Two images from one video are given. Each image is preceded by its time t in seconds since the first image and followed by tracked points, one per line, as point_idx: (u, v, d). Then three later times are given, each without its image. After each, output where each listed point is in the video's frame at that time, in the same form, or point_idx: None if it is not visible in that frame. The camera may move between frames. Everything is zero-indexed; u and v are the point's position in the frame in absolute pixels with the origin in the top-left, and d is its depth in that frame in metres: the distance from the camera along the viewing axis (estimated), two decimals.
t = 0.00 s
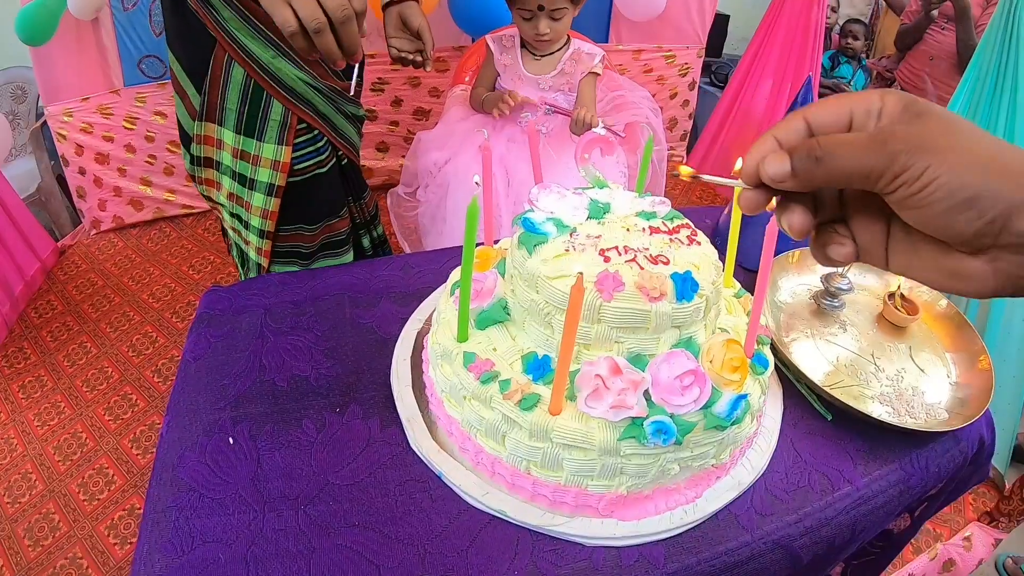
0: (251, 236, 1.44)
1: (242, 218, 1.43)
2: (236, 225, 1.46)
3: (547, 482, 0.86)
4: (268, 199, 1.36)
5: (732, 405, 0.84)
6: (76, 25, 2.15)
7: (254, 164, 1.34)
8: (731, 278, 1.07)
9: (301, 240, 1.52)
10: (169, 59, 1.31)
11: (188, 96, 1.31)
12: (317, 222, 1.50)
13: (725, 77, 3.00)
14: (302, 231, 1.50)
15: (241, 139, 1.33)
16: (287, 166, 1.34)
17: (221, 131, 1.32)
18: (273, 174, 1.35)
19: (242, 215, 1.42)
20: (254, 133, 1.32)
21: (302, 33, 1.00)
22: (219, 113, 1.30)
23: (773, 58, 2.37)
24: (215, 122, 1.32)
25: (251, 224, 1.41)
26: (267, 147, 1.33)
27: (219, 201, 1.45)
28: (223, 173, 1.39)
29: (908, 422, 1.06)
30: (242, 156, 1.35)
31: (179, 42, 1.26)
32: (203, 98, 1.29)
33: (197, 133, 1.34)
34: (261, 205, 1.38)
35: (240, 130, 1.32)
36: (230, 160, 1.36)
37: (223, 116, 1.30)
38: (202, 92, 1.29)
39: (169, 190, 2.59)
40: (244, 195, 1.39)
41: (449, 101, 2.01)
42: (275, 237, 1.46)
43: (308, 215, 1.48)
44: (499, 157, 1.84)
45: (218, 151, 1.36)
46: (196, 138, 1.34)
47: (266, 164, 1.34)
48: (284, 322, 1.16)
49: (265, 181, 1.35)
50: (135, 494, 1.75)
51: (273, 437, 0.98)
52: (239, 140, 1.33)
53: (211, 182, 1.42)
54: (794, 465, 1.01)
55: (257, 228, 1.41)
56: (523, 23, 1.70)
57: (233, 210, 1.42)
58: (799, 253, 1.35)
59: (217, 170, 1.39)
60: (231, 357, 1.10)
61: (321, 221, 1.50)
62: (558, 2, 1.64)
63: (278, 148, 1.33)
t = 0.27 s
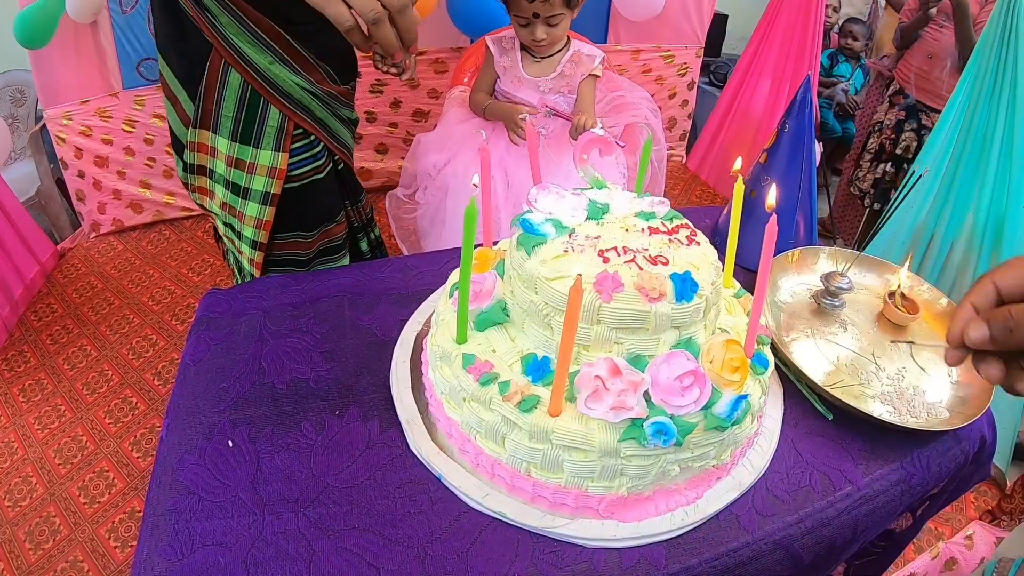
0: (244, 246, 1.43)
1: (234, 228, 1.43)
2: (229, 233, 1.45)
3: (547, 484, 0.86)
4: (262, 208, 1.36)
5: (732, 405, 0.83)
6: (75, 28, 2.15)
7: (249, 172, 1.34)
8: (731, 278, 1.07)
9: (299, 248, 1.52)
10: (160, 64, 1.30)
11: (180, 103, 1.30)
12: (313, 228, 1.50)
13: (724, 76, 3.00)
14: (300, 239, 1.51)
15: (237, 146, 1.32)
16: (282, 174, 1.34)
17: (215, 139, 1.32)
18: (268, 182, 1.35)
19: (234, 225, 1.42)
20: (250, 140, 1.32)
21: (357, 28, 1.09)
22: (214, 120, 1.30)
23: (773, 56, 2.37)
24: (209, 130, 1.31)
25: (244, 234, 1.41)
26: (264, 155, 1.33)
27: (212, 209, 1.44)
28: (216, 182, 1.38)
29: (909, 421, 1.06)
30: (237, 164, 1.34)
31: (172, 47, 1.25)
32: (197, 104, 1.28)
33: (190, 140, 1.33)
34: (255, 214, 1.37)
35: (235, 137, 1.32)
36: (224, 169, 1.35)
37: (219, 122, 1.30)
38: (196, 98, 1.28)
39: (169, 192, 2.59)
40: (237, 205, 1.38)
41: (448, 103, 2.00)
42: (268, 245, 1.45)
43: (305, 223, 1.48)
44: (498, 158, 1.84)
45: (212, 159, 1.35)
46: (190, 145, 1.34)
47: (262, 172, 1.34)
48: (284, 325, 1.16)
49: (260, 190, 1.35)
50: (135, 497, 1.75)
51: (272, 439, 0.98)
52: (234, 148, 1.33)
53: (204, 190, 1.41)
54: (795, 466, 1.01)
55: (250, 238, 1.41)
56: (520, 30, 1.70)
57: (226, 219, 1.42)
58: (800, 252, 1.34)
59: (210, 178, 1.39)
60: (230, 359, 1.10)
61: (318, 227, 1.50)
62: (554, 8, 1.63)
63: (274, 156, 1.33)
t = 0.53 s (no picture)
0: (246, 251, 1.43)
1: (236, 232, 1.42)
2: (230, 238, 1.44)
3: (550, 490, 0.86)
4: (265, 212, 1.36)
5: (734, 412, 0.84)
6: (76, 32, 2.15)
7: (251, 177, 1.34)
8: (733, 283, 1.07)
9: (302, 251, 1.52)
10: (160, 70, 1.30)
11: (179, 109, 1.31)
12: (316, 232, 1.51)
13: (725, 78, 3.00)
14: (303, 243, 1.51)
15: (238, 151, 1.32)
16: (285, 178, 1.34)
17: (216, 144, 1.32)
18: (271, 186, 1.35)
19: (236, 230, 1.42)
20: (252, 145, 1.32)
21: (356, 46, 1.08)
22: (215, 125, 1.30)
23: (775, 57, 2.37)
24: (210, 135, 1.31)
25: (247, 239, 1.41)
26: (266, 159, 1.33)
27: (213, 215, 1.44)
28: (218, 187, 1.38)
29: (911, 425, 1.06)
30: (240, 169, 1.34)
31: (172, 54, 1.25)
32: (198, 110, 1.28)
33: (191, 146, 1.33)
34: (258, 218, 1.37)
35: (237, 142, 1.32)
36: (226, 174, 1.35)
37: (220, 128, 1.30)
38: (197, 105, 1.29)
39: (171, 196, 2.59)
40: (239, 209, 1.38)
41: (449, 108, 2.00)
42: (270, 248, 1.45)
43: (307, 227, 1.48)
44: (500, 162, 1.84)
45: (213, 164, 1.35)
46: (191, 151, 1.33)
47: (264, 177, 1.34)
48: (285, 330, 1.16)
49: (262, 195, 1.35)
50: (138, 501, 1.75)
51: (275, 445, 0.98)
52: (236, 153, 1.33)
53: (205, 196, 1.41)
54: (797, 471, 1.01)
55: (253, 242, 1.41)
56: (517, 34, 1.70)
57: (228, 224, 1.41)
58: (801, 256, 1.34)
59: (211, 184, 1.39)
60: (233, 365, 1.10)
61: (320, 230, 1.50)
62: (550, 11, 1.63)
63: (276, 160, 1.33)
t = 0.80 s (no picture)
0: (251, 254, 1.43)
1: (241, 236, 1.42)
2: (235, 243, 1.44)
3: (554, 498, 0.86)
4: (270, 213, 1.36)
5: (738, 419, 0.83)
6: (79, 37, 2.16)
7: (256, 179, 1.34)
8: (736, 288, 1.07)
9: (307, 254, 1.52)
10: (163, 74, 1.30)
11: (185, 114, 1.31)
12: (319, 234, 1.50)
13: (728, 81, 3.00)
14: (307, 246, 1.51)
15: (243, 153, 1.33)
16: (289, 179, 1.35)
17: (222, 146, 1.32)
18: (276, 188, 1.35)
19: (241, 233, 1.42)
20: (257, 147, 1.32)
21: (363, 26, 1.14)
22: (220, 129, 1.30)
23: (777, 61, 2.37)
24: (215, 138, 1.31)
25: (252, 242, 1.41)
26: (271, 161, 1.33)
27: (218, 219, 1.43)
28: (223, 190, 1.38)
29: (914, 431, 1.06)
30: (245, 171, 1.34)
31: (175, 58, 1.25)
32: (203, 115, 1.28)
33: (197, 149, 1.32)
34: (263, 220, 1.38)
35: (242, 145, 1.32)
36: (231, 177, 1.36)
37: (225, 131, 1.30)
38: (202, 109, 1.29)
39: (173, 201, 2.60)
40: (244, 212, 1.38)
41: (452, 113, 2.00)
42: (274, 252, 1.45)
43: (310, 229, 1.48)
44: (502, 167, 1.84)
45: (218, 167, 1.35)
46: (196, 155, 1.33)
47: (268, 179, 1.35)
48: (289, 337, 1.16)
49: (267, 197, 1.36)
50: (142, 506, 1.76)
51: (279, 453, 0.98)
52: (241, 155, 1.33)
53: (210, 201, 1.40)
54: (801, 477, 1.01)
55: (258, 245, 1.41)
56: (518, 40, 1.70)
57: (233, 227, 1.41)
58: (803, 261, 1.34)
59: (217, 188, 1.38)
60: (237, 372, 1.10)
61: (323, 233, 1.50)
62: (550, 16, 1.63)
63: (281, 162, 1.34)
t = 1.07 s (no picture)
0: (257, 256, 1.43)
1: (248, 238, 1.43)
2: (243, 245, 1.45)
3: (560, 510, 0.86)
4: (275, 217, 1.36)
5: (744, 431, 0.84)
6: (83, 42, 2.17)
7: (261, 183, 1.34)
8: (742, 298, 1.07)
9: (310, 257, 1.52)
10: (169, 78, 1.30)
11: (191, 119, 1.32)
12: (323, 238, 1.51)
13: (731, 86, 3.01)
14: (310, 249, 1.51)
15: (248, 157, 1.33)
16: (293, 183, 1.35)
17: (227, 150, 1.32)
18: (280, 192, 1.35)
19: (247, 235, 1.42)
20: (261, 151, 1.32)
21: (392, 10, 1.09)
22: (225, 133, 1.30)
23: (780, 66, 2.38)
24: (220, 142, 1.32)
25: (258, 244, 1.40)
26: (276, 165, 1.33)
27: (225, 221, 1.45)
28: (229, 193, 1.39)
29: (919, 440, 1.06)
30: (250, 175, 1.35)
31: (180, 60, 1.26)
32: (208, 119, 1.29)
33: (202, 153, 1.34)
34: (268, 224, 1.38)
35: (247, 148, 1.32)
36: (236, 180, 1.36)
37: (230, 135, 1.31)
38: (207, 113, 1.29)
39: (177, 207, 2.60)
40: (250, 215, 1.39)
41: (455, 119, 1.99)
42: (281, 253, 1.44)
43: (315, 232, 1.48)
44: (507, 174, 1.85)
45: (224, 171, 1.36)
46: (203, 158, 1.34)
47: (273, 183, 1.35)
48: (294, 347, 1.16)
49: (272, 201, 1.36)
50: (146, 512, 1.76)
51: (284, 464, 0.98)
52: (246, 159, 1.33)
53: (217, 203, 1.42)
54: (806, 487, 1.01)
55: (264, 247, 1.41)
56: (523, 48, 1.70)
57: (240, 230, 1.42)
58: (809, 270, 1.34)
59: (223, 191, 1.39)
60: (242, 382, 1.10)
61: (328, 236, 1.51)
62: (554, 25, 1.63)
63: (285, 165, 1.34)
